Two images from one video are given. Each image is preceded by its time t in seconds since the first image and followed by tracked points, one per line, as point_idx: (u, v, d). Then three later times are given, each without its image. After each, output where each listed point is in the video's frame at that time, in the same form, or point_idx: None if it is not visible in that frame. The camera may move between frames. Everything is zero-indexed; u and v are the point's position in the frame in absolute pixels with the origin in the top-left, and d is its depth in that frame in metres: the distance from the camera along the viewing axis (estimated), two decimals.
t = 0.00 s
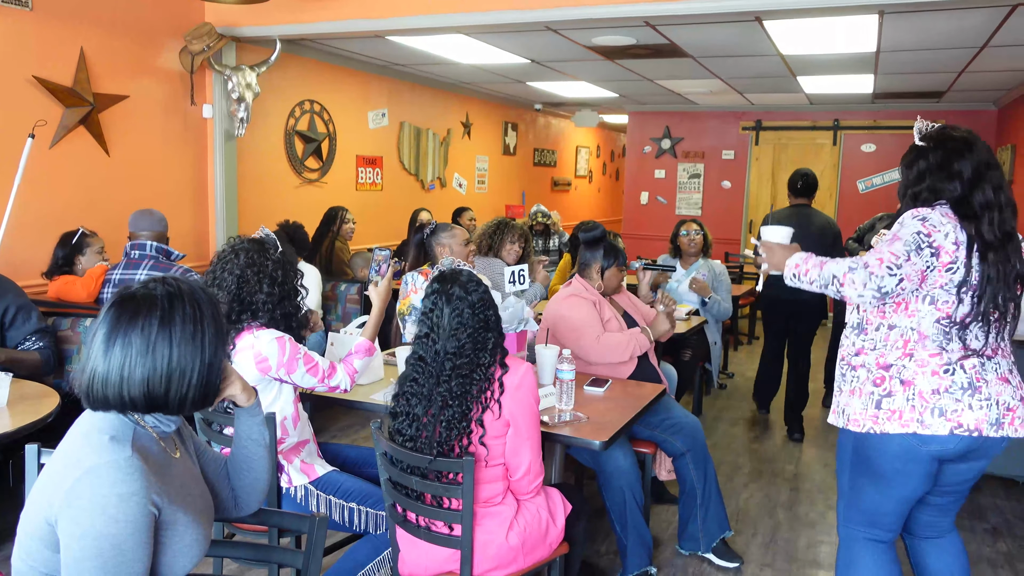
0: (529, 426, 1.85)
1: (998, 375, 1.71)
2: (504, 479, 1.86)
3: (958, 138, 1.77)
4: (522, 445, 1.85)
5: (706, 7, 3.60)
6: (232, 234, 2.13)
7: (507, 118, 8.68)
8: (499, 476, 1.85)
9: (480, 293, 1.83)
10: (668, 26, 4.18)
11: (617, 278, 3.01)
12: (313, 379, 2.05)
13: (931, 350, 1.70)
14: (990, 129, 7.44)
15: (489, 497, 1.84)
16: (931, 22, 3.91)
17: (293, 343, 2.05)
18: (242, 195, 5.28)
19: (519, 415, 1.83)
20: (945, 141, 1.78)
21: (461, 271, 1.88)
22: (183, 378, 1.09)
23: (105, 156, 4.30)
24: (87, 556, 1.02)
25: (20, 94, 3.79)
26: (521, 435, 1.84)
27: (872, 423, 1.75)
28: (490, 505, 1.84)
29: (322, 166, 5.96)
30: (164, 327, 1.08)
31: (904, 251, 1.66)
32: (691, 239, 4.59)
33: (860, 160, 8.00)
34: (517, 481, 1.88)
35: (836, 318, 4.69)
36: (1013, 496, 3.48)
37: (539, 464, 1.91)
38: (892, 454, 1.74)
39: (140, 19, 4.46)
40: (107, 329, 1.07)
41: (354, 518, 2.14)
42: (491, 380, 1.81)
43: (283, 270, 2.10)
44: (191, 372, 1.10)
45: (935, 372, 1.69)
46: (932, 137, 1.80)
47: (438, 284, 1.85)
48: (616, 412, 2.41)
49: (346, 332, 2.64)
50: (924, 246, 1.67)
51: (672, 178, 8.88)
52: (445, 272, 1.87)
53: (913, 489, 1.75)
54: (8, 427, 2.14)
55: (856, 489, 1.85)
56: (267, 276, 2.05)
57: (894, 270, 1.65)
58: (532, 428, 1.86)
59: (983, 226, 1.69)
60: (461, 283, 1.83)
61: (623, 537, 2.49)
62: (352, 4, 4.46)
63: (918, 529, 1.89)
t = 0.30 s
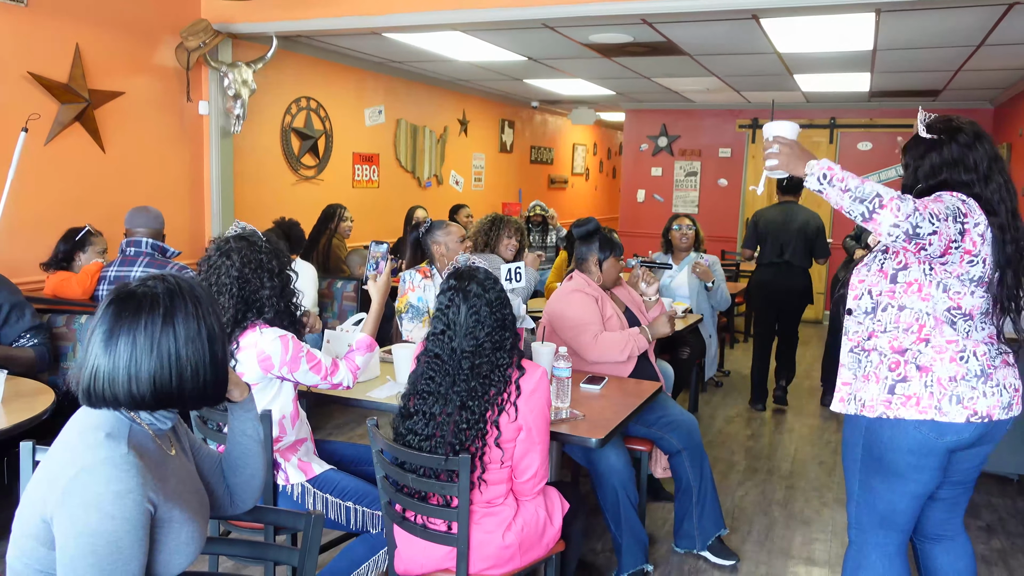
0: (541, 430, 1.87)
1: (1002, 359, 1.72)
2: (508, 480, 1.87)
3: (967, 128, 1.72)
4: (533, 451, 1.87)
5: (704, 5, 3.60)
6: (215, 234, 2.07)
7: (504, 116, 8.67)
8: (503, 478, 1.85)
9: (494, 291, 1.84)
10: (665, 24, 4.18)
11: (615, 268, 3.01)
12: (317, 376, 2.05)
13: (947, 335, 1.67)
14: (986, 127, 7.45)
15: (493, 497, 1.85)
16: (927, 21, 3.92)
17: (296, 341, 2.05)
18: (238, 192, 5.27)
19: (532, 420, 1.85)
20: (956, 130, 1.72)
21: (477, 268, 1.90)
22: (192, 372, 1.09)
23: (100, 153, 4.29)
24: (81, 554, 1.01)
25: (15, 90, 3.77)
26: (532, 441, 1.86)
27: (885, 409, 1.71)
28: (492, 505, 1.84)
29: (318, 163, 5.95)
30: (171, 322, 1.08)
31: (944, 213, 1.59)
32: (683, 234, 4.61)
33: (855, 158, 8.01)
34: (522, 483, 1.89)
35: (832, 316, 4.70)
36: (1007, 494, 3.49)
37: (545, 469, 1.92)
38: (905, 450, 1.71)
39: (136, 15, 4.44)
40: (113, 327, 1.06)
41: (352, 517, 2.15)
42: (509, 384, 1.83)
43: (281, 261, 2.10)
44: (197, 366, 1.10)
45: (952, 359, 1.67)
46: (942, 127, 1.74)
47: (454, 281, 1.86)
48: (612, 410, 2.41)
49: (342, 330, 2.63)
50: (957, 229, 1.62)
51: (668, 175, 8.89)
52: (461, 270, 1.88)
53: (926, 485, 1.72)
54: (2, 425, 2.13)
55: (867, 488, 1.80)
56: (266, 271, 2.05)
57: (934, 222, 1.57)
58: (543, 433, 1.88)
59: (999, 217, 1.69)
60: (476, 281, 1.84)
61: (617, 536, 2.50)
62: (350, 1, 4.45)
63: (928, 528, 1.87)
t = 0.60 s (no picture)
0: (534, 449, 1.87)
1: (1006, 359, 1.77)
2: (503, 490, 1.86)
3: (968, 130, 1.72)
4: (527, 464, 1.86)
5: (695, 7, 3.61)
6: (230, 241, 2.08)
7: (498, 119, 8.68)
8: (498, 488, 1.84)
9: (513, 303, 1.88)
10: (658, 26, 4.19)
11: (609, 274, 3.02)
12: (310, 388, 2.06)
13: (966, 338, 1.67)
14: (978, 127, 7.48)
15: (489, 502, 1.84)
16: (918, 21, 3.93)
17: (290, 350, 2.05)
18: (232, 197, 5.26)
19: (525, 435, 1.84)
20: (958, 133, 1.71)
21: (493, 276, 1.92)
22: (170, 379, 1.08)
23: (94, 159, 4.28)
24: (74, 560, 1.01)
25: (8, 97, 3.76)
26: (526, 455, 1.85)
27: (910, 415, 1.68)
28: (489, 510, 1.84)
29: (312, 167, 5.95)
30: (155, 327, 1.08)
31: (966, 218, 1.59)
32: (677, 237, 4.58)
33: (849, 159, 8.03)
34: (517, 494, 1.89)
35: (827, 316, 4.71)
36: (1002, 492, 3.50)
37: (539, 481, 1.92)
38: (915, 453, 1.70)
39: (129, 20, 4.44)
40: (97, 331, 1.06)
41: (348, 522, 2.13)
42: (507, 399, 1.83)
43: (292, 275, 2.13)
44: (177, 374, 1.09)
45: (971, 361, 1.67)
46: (944, 130, 1.72)
47: (470, 287, 1.88)
48: (607, 412, 2.41)
49: (337, 334, 2.63)
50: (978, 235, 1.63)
51: (663, 177, 8.90)
52: (478, 277, 1.90)
53: (925, 487, 1.73)
54: None
55: (868, 488, 1.79)
56: (281, 282, 2.08)
57: (960, 227, 1.57)
58: (537, 447, 1.88)
59: (1006, 219, 1.71)
60: (494, 291, 1.86)
61: (614, 537, 2.49)
62: (343, 5, 4.45)
63: (919, 526, 1.88)
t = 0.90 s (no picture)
0: (521, 442, 1.84)
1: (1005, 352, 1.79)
2: (492, 479, 1.86)
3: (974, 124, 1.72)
4: (511, 454, 1.83)
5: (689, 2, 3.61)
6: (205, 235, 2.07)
7: (493, 115, 8.67)
8: (488, 476, 1.85)
9: (508, 299, 1.88)
10: (652, 21, 4.19)
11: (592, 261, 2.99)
12: (309, 375, 2.04)
13: (968, 334, 1.68)
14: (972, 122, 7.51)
15: (480, 492, 1.85)
16: (911, 17, 3.94)
17: (287, 339, 2.05)
18: (226, 194, 5.25)
19: (507, 425, 1.82)
20: (966, 125, 1.71)
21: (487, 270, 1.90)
22: (181, 374, 1.09)
23: (86, 155, 4.26)
24: (68, 557, 1.01)
25: None
26: (508, 444, 1.82)
27: (913, 411, 1.69)
28: (480, 501, 1.85)
29: (306, 164, 5.94)
30: (162, 324, 1.08)
31: (977, 215, 1.60)
32: (676, 230, 4.58)
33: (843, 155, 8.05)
34: (506, 484, 1.88)
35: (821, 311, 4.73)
36: (995, 485, 3.52)
37: (528, 471, 1.90)
38: (918, 447, 1.70)
39: (121, 16, 4.42)
40: (103, 329, 1.05)
41: (345, 517, 2.13)
42: (491, 394, 1.81)
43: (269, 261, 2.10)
44: (187, 368, 1.09)
45: (973, 357, 1.68)
46: (951, 122, 1.71)
47: (463, 281, 1.87)
48: (602, 407, 2.41)
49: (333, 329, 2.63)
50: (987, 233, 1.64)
51: (657, 173, 8.91)
52: (473, 270, 1.89)
53: (928, 481, 1.73)
54: None
55: (870, 484, 1.80)
56: (255, 271, 2.05)
57: (972, 225, 1.57)
58: (522, 437, 1.84)
59: (1010, 213, 1.73)
60: (488, 286, 1.86)
61: (608, 533, 2.49)
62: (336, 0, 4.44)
63: (920, 519, 1.89)
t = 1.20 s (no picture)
0: (507, 419, 1.88)
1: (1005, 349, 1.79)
2: (481, 469, 1.88)
3: (976, 124, 1.71)
4: (497, 438, 1.87)
5: None
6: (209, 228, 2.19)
7: (488, 111, 8.66)
8: (475, 467, 1.86)
9: (481, 289, 1.86)
10: (647, 17, 4.20)
11: (583, 257, 3.00)
12: (292, 377, 2.03)
13: (966, 339, 1.68)
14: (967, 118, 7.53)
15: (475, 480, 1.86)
16: (906, 13, 3.95)
17: (273, 339, 2.03)
18: (220, 191, 5.24)
19: (491, 410, 1.84)
20: (968, 123, 1.71)
21: (461, 264, 1.89)
22: (155, 370, 1.08)
23: (80, 152, 4.25)
24: (62, 554, 1.00)
25: None
26: (495, 430, 1.86)
27: (912, 418, 1.69)
28: (471, 496, 1.85)
29: (301, 160, 5.92)
30: (139, 319, 1.07)
31: (949, 232, 1.58)
32: (674, 228, 4.59)
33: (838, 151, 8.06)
34: (494, 472, 1.90)
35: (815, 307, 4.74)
36: (989, 481, 3.53)
37: (515, 456, 1.93)
38: (914, 450, 1.71)
39: (115, 12, 4.40)
40: (82, 322, 1.06)
41: (340, 512, 2.12)
42: (471, 382, 1.81)
43: (230, 252, 2.03)
44: (163, 365, 1.09)
45: (973, 362, 1.68)
46: (956, 118, 1.70)
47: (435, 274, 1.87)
48: (597, 403, 2.41)
49: (327, 326, 2.62)
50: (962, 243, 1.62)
51: (653, 169, 8.91)
52: (446, 264, 1.88)
53: (918, 478, 1.74)
54: None
55: (858, 480, 1.80)
56: (212, 257, 2.03)
57: (942, 246, 1.56)
58: (506, 421, 1.88)
59: (998, 217, 1.72)
60: (463, 277, 1.85)
61: (603, 528, 2.50)
62: None
63: (908, 512, 1.89)
